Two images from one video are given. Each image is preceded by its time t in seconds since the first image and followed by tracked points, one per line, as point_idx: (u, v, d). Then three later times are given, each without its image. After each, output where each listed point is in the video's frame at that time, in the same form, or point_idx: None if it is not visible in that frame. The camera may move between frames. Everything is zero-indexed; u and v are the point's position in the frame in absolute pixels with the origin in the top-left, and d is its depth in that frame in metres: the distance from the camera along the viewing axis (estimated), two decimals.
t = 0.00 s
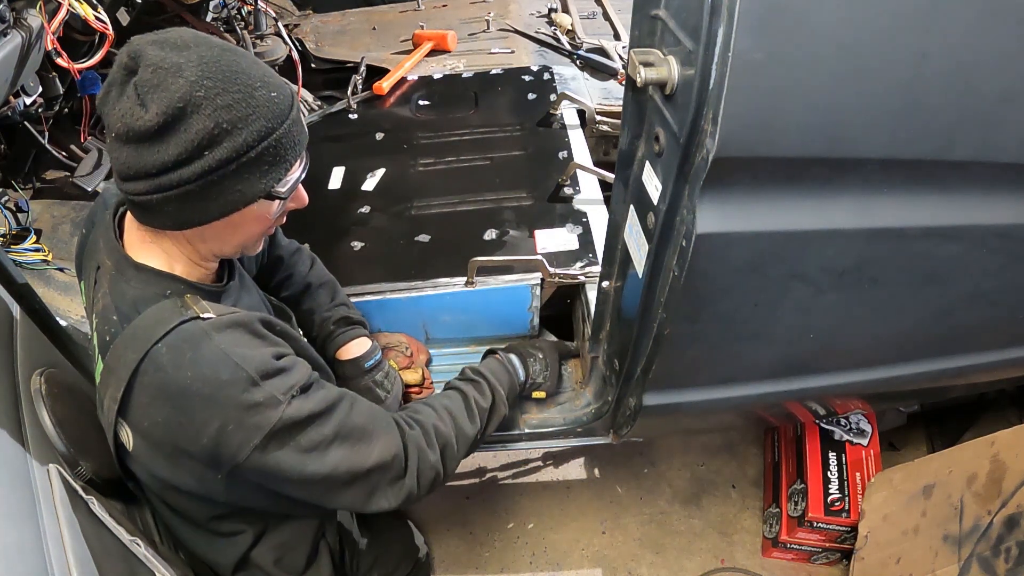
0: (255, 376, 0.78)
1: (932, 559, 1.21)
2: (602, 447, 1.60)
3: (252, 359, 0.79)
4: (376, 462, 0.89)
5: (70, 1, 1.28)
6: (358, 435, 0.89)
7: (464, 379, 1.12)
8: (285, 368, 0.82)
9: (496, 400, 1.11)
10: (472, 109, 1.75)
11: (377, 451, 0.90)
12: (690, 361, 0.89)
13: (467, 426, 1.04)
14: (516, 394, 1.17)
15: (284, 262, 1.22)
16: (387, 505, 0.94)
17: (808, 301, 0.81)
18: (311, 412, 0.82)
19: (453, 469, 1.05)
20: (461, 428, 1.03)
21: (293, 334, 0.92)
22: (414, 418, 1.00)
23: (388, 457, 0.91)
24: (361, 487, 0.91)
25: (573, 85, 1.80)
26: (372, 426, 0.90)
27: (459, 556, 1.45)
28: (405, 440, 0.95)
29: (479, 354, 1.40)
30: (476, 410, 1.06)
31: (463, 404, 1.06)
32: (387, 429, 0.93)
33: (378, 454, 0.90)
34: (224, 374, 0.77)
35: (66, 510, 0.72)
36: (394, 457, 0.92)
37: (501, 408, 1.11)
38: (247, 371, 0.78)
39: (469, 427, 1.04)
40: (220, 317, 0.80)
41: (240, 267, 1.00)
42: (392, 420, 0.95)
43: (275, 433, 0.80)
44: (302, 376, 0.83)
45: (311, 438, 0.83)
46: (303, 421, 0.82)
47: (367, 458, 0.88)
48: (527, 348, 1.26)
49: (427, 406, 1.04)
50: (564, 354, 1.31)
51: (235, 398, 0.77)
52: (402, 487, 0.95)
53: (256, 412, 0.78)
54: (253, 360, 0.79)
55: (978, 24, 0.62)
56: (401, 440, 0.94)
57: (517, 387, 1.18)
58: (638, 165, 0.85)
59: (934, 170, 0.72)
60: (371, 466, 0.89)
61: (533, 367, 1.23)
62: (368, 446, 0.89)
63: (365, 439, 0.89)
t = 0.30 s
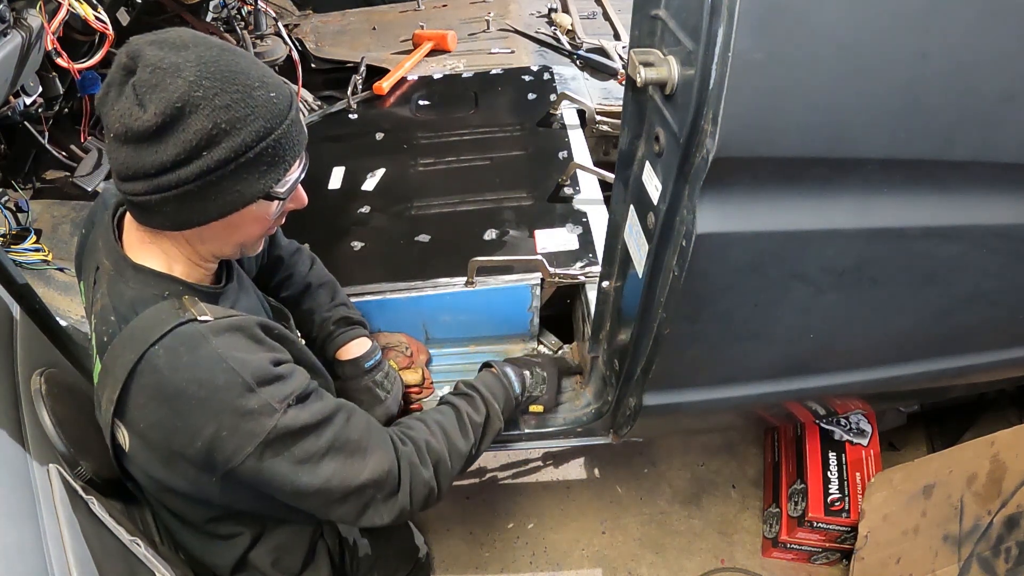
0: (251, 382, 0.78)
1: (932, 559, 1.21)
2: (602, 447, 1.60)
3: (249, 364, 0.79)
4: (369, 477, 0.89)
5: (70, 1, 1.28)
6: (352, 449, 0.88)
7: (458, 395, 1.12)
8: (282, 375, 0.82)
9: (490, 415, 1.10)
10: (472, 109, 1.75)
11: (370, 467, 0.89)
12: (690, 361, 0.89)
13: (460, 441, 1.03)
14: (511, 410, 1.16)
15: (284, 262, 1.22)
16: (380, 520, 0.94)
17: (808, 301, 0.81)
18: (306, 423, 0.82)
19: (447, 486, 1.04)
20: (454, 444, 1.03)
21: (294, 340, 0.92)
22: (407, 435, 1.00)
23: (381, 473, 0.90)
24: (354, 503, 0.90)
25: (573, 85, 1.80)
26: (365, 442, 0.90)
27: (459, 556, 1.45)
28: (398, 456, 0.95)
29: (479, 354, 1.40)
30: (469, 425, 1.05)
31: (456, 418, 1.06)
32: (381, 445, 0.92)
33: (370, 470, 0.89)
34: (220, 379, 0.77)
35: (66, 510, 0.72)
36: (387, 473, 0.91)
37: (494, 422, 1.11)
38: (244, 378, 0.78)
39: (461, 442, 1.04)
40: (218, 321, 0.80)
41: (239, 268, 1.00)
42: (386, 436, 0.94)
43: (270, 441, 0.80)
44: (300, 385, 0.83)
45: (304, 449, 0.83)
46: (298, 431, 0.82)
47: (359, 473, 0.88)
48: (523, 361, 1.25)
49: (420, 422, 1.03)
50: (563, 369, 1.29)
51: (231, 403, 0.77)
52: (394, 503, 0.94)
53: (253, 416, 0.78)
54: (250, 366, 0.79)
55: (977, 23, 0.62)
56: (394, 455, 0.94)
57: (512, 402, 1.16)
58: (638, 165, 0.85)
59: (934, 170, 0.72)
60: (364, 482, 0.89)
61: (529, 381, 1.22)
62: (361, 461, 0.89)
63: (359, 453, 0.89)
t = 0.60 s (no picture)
0: (247, 386, 0.78)
1: (932, 559, 1.21)
2: (602, 447, 1.60)
3: (246, 368, 0.78)
4: (363, 491, 0.88)
5: (70, 1, 1.28)
6: (348, 461, 0.88)
7: (452, 409, 1.11)
8: (280, 381, 0.82)
9: (485, 430, 1.10)
10: (472, 109, 1.75)
11: (365, 480, 0.89)
12: (689, 361, 0.89)
13: (454, 456, 1.03)
14: (506, 424, 1.15)
15: (284, 262, 1.22)
16: (377, 534, 0.93)
17: (808, 301, 0.81)
18: (301, 431, 0.81)
19: (444, 501, 1.03)
20: (448, 460, 1.02)
21: (293, 344, 0.92)
22: (401, 451, 0.99)
23: (376, 487, 0.90)
24: (349, 515, 0.89)
25: (573, 85, 1.80)
26: (361, 456, 0.89)
27: (459, 556, 1.45)
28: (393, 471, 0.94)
29: (480, 355, 1.40)
30: (464, 439, 1.05)
31: (450, 433, 1.05)
32: (377, 459, 0.92)
33: (365, 483, 0.88)
34: (216, 381, 0.77)
35: (66, 509, 0.72)
36: (382, 487, 0.91)
37: (490, 436, 1.10)
38: (240, 381, 0.78)
39: (456, 457, 1.03)
40: (216, 323, 0.80)
41: (238, 268, 1.00)
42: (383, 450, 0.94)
43: (265, 447, 0.79)
44: (298, 391, 0.83)
45: (299, 459, 0.82)
46: (293, 439, 0.81)
47: (354, 486, 0.87)
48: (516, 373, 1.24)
49: (414, 437, 1.03)
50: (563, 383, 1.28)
51: (227, 405, 0.77)
52: (390, 518, 0.93)
53: (252, 418, 0.78)
54: (248, 369, 0.78)
55: (978, 23, 0.62)
56: (390, 470, 0.93)
57: (508, 413, 1.15)
58: (638, 165, 0.85)
59: (934, 170, 0.72)
60: (359, 495, 0.88)
61: (526, 392, 1.19)
62: (357, 474, 0.88)
63: (354, 466, 0.88)
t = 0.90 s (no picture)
0: (246, 387, 0.78)
1: (932, 559, 1.21)
2: (602, 447, 1.60)
3: (245, 368, 0.78)
4: (360, 497, 0.88)
5: (70, 1, 1.28)
6: (346, 466, 0.88)
7: (447, 412, 1.11)
8: (279, 383, 0.82)
9: (481, 432, 1.09)
10: (472, 109, 1.75)
11: (362, 486, 0.88)
12: (689, 361, 0.89)
13: (449, 460, 1.02)
14: (502, 425, 1.15)
15: (284, 262, 1.22)
16: (374, 540, 0.93)
17: (808, 301, 0.81)
18: (300, 435, 0.81)
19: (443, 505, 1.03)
20: (444, 464, 1.02)
21: (292, 344, 0.92)
22: (395, 457, 0.99)
23: (373, 492, 0.89)
24: (347, 521, 0.89)
25: (573, 85, 1.80)
26: (357, 461, 0.89)
27: (459, 556, 1.45)
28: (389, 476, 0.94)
29: (480, 354, 1.40)
30: (459, 443, 1.04)
31: (444, 437, 1.05)
32: (374, 465, 0.91)
33: (361, 489, 0.88)
34: (215, 382, 0.77)
35: (65, 509, 0.72)
36: (379, 492, 0.90)
37: (486, 438, 1.09)
38: (239, 382, 0.78)
39: (451, 461, 1.02)
40: (215, 322, 0.80)
41: (237, 268, 1.00)
42: (378, 456, 0.94)
43: (264, 450, 0.79)
44: (297, 394, 0.83)
45: (297, 462, 0.82)
46: (292, 442, 0.81)
47: (351, 492, 0.87)
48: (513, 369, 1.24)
49: (408, 443, 1.03)
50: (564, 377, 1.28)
51: (226, 405, 0.77)
52: (386, 525, 0.93)
53: (252, 417, 0.78)
54: (247, 370, 0.78)
55: (978, 23, 0.62)
56: (386, 475, 0.93)
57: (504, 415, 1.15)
58: (638, 165, 0.85)
59: (934, 170, 0.72)
60: (355, 501, 0.88)
61: (523, 392, 1.18)
62: (354, 480, 0.88)
63: (351, 472, 0.88)
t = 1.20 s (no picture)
0: (245, 390, 0.78)
1: (932, 559, 1.21)
2: (602, 447, 1.60)
3: (245, 371, 0.79)
4: (354, 506, 0.87)
5: (70, 1, 1.28)
6: (343, 474, 0.88)
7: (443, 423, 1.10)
8: (278, 387, 0.82)
9: (477, 445, 1.09)
10: (472, 109, 1.75)
11: (357, 495, 0.88)
12: (690, 361, 0.89)
13: (442, 473, 1.02)
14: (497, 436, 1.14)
15: (284, 262, 1.22)
16: (367, 550, 0.93)
17: (808, 301, 0.81)
18: (299, 439, 0.81)
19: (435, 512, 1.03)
20: (436, 477, 1.02)
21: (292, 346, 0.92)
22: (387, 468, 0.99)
23: (367, 502, 0.89)
24: (342, 530, 0.89)
25: (573, 85, 1.80)
26: (353, 470, 0.89)
27: (459, 556, 1.45)
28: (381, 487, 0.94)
29: (480, 354, 1.40)
30: (453, 457, 1.04)
31: (439, 449, 1.05)
32: (369, 474, 0.91)
33: (355, 499, 0.88)
34: (215, 384, 0.77)
35: (66, 509, 0.72)
36: (373, 503, 0.90)
37: (481, 452, 1.09)
38: (239, 385, 0.78)
39: (445, 474, 1.02)
40: (216, 324, 0.80)
41: (236, 268, 1.00)
42: (374, 465, 0.93)
43: (262, 454, 0.79)
44: (297, 398, 0.83)
45: (296, 469, 0.82)
46: (292, 447, 0.81)
47: (346, 501, 0.87)
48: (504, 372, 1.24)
49: (402, 453, 1.02)
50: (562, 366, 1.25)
51: (227, 406, 0.77)
52: (378, 535, 0.93)
53: (252, 417, 0.78)
54: (246, 373, 0.79)
55: (978, 23, 0.62)
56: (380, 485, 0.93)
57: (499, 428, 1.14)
58: (638, 165, 0.85)
59: (934, 170, 0.72)
60: (349, 511, 0.87)
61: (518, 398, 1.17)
62: (349, 489, 0.88)
63: (348, 481, 0.88)
